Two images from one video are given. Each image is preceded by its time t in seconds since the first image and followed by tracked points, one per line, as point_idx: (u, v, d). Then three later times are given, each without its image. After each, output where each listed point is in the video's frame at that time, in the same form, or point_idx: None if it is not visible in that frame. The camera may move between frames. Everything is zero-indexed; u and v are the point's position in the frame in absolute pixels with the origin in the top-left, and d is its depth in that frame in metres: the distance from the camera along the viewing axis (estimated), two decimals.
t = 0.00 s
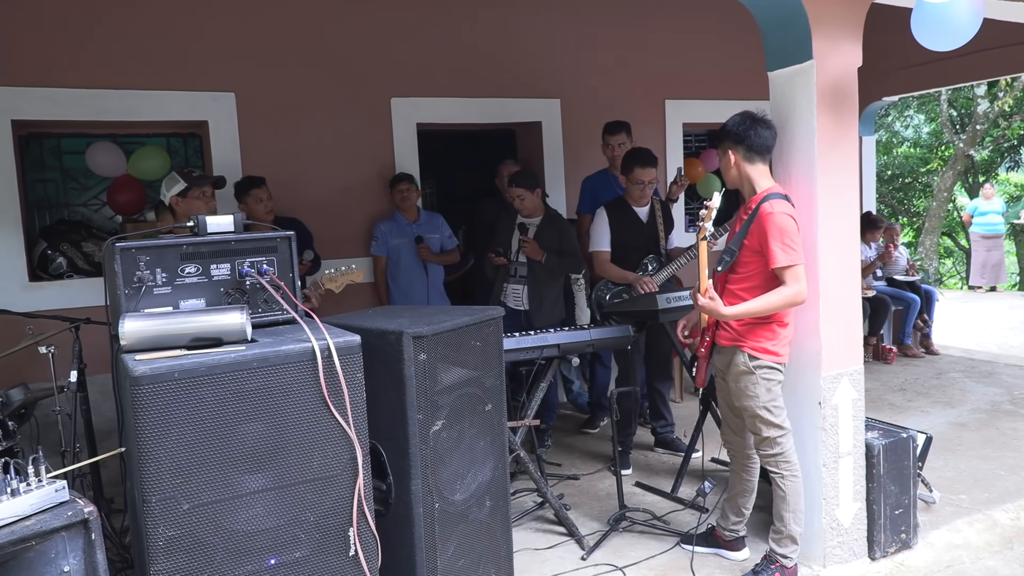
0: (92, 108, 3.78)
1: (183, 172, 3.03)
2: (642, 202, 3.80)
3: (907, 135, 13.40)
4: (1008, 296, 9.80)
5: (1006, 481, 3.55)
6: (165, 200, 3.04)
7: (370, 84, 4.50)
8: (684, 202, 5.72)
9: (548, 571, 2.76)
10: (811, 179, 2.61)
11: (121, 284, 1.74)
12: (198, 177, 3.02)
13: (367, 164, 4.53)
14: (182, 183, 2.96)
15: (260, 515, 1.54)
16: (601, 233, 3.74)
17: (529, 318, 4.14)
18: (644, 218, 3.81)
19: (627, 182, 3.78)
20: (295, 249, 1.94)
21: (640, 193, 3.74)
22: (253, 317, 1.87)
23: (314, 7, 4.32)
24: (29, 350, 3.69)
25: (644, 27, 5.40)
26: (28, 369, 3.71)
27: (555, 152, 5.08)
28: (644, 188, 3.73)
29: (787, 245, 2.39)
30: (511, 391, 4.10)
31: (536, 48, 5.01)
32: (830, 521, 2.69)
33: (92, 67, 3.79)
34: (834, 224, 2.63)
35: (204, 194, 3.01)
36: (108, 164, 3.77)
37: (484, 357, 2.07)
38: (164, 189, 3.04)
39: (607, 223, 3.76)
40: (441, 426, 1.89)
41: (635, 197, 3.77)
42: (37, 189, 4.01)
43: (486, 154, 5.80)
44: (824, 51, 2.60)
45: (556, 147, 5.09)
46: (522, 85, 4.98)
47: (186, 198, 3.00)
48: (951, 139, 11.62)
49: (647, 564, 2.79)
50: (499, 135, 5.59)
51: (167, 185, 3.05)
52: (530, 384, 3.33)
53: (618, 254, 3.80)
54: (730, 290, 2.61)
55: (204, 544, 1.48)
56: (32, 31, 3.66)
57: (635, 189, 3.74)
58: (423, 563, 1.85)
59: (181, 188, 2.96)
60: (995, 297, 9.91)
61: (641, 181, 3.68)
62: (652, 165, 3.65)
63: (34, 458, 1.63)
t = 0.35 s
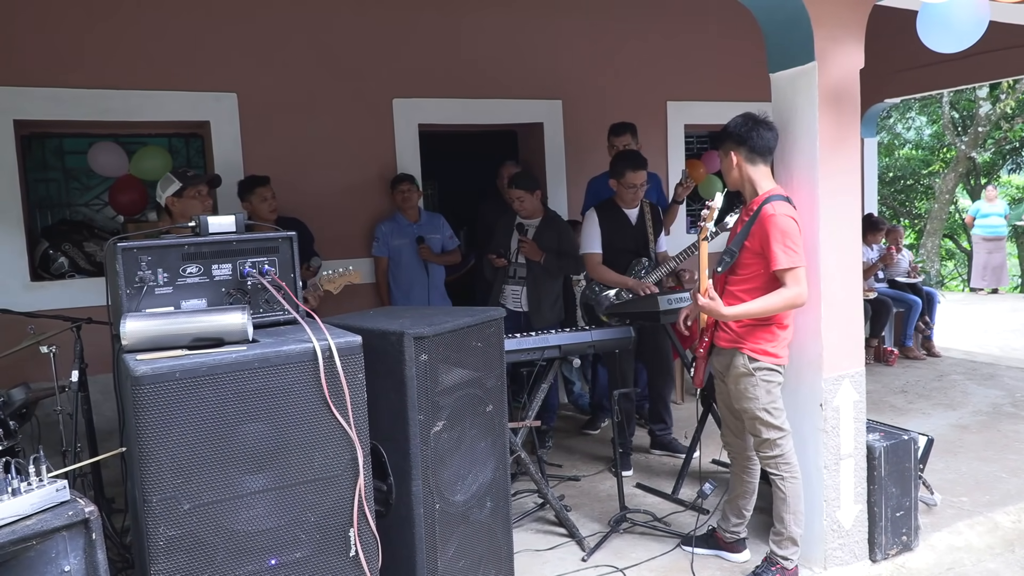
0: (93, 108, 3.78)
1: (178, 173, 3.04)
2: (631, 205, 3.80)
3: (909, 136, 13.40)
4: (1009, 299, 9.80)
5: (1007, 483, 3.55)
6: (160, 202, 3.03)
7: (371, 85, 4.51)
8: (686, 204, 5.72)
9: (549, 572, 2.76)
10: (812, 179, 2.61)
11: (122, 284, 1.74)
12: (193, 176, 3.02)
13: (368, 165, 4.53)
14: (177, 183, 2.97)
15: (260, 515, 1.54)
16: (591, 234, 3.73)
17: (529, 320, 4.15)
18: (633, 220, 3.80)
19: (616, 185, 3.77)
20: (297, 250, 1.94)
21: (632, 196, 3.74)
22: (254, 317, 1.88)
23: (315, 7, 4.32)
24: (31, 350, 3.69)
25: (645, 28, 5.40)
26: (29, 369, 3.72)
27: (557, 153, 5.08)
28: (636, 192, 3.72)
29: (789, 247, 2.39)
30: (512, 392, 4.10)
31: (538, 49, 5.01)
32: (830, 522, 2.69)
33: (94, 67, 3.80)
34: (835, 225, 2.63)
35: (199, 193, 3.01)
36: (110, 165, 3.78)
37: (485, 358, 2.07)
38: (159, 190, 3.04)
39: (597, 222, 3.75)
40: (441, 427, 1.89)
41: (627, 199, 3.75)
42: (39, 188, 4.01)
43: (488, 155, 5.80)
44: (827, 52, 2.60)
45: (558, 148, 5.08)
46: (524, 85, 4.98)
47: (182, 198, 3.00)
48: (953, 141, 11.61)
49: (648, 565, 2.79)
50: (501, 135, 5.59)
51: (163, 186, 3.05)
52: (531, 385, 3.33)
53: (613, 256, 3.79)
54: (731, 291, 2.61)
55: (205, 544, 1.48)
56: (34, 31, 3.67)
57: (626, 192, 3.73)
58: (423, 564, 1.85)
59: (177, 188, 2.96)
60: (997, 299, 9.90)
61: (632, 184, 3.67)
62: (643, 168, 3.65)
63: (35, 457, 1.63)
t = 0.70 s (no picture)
0: (92, 110, 3.78)
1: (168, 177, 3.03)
2: (634, 203, 3.80)
3: (909, 136, 13.39)
4: (1009, 298, 9.79)
5: (1007, 483, 3.54)
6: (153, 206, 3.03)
7: (370, 86, 4.51)
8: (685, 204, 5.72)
9: (549, 573, 2.76)
10: (811, 179, 2.60)
11: (121, 286, 1.74)
12: (183, 179, 3.01)
13: (368, 166, 4.53)
14: (167, 187, 2.96)
15: (260, 517, 1.54)
16: (594, 233, 3.73)
17: (529, 321, 4.13)
18: (637, 219, 3.80)
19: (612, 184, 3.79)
20: (296, 251, 1.94)
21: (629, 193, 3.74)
22: (253, 319, 1.87)
23: (314, 8, 4.32)
24: (31, 352, 3.69)
25: (644, 28, 5.40)
26: (29, 371, 3.72)
27: (557, 154, 5.08)
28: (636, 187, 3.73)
29: (790, 248, 2.39)
30: (512, 393, 4.09)
31: (537, 49, 5.01)
32: (831, 522, 2.68)
33: (94, 69, 3.80)
34: (835, 224, 2.63)
35: (191, 195, 3.00)
36: (109, 167, 3.78)
37: (485, 358, 2.07)
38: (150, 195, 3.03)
39: (600, 224, 3.75)
40: (442, 428, 1.89)
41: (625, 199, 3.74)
42: (38, 190, 4.02)
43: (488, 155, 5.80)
44: (827, 52, 2.60)
45: (557, 148, 5.08)
46: (523, 86, 4.98)
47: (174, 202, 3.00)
48: (953, 141, 11.60)
49: (649, 566, 2.79)
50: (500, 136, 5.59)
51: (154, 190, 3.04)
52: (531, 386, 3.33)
53: (614, 256, 3.79)
54: (731, 291, 2.61)
55: (205, 546, 1.48)
56: (33, 33, 3.67)
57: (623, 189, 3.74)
58: (423, 565, 1.85)
59: (166, 194, 2.95)
60: (997, 298, 9.90)
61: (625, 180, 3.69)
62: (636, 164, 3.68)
63: (35, 459, 1.63)
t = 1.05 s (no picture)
0: (91, 109, 3.77)
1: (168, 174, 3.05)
2: (636, 203, 3.80)
3: (907, 135, 13.39)
4: (1007, 297, 9.81)
5: (1006, 482, 3.55)
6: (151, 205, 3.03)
7: (369, 85, 4.50)
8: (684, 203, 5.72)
9: (548, 572, 2.76)
10: (809, 179, 2.61)
11: (120, 285, 1.74)
12: (185, 178, 3.02)
13: (367, 165, 4.52)
14: (168, 185, 2.97)
15: (259, 517, 1.54)
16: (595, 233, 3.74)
17: (528, 321, 4.12)
18: (638, 218, 3.81)
19: (608, 184, 3.78)
20: (295, 250, 1.94)
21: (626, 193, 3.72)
22: (251, 318, 1.87)
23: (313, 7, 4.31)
24: (29, 352, 3.69)
25: (643, 28, 5.40)
26: (28, 371, 3.71)
27: (555, 153, 5.07)
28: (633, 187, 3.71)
29: (788, 247, 2.39)
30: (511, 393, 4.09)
31: (535, 49, 5.01)
32: (829, 522, 2.69)
33: (92, 68, 3.79)
34: (833, 223, 2.63)
35: (192, 194, 3.00)
36: (108, 166, 3.77)
37: (484, 358, 2.06)
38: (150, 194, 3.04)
39: (601, 225, 3.75)
40: (440, 427, 1.89)
41: (623, 198, 3.73)
42: (36, 190, 4.01)
43: (486, 155, 5.80)
44: (826, 51, 2.60)
45: (556, 147, 5.08)
46: (522, 85, 4.98)
47: (174, 200, 3.00)
48: (951, 140, 11.60)
49: (647, 565, 2.79)
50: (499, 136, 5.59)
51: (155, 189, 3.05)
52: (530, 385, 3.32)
53: (614, 257, 3.78)
54: (729, 290, 2.61)
55: (203, 546, 1.48)
56: (31, 32, 3.66)
57: (621, 191, 3.71)
58: (422, 565, 1.85)
59: (167, 190, 2.97)
60: (995, 298, 9.91)
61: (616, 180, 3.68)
62: (631, 164, 3.65)
63: (34, 458, 1.63)
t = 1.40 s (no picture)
0: (90, 108, 3.77)
1: (172, 172, 3.03)
2: (634, 203, 3.80)
3: (906, 136, 13.41)
4: (1005, 297, 9.81)
5: (1004, 482, 3.55)
6: (153, 202, 3.01)
7: (369, 84, 4.50)
8: (683, 203, 5.71)
9: (547, 571, 2.76)
10: (809, 179, 2.60)
11: (119, 284, 1.74)
12: (188, 176, 3.02)
13: (366, 164, 4.52)
14: (171, 183, 2.95)
15: (257, 515, 1.54)
16: (596, 233, 3.74)
17: (528, 320, 4.12)
18: (638, 218, 3.81)
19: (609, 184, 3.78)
20: (294, 249, 1.94)
21: (626, 193, 3.73)
22: (251, 317, 1.87)
23: (313, 6, 4.31)
24: (28, 350, 3.68)
25: (643, 28, 5.40)
26: (26, 369, 3.71)
27: (555, 153, 5.07)
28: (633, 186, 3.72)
29: (789, 246, 2.39)
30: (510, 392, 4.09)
31: (535, 48, 5.01)
32: (828, 522, 2.69)
33: (91, 66, 3.79)
34: (832, 224, 2.63)
35: (194, 193, 3.00)
36: (107, 165, 3.77)
37: (483, 357, 2.06)
38: (152, 190, 3.01)
39: (601, 225, 3.76)
40: (439, 426, 1.89)
41: (623, 198, 3.73)
42: (35, 188, 4.01)
43: (485, 154, 5.79)
44: (826, 51, 2.60)
45: (556, 147, 5.08)
46: (521, 85, 4.97)
47: (177, 197, 2.99)
48: (950, 141, 11.60)
49: (646, 565, 2.79)
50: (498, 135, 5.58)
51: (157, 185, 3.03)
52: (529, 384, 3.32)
53: (615, 256, 3.78)
54: (730, 290, 2.61)
55: (202, 544, 1.48)
56: (30, 30, 3.66)
57: (621, 190, 3.72)
58: (420, 564, 1.85)
59: (171, 187, 2.95)
60: (994, 298, 9.92)
61: (617, 180, 3.68)
62: (632, 165, 3.66)
63: (32, 457, 1.63)
